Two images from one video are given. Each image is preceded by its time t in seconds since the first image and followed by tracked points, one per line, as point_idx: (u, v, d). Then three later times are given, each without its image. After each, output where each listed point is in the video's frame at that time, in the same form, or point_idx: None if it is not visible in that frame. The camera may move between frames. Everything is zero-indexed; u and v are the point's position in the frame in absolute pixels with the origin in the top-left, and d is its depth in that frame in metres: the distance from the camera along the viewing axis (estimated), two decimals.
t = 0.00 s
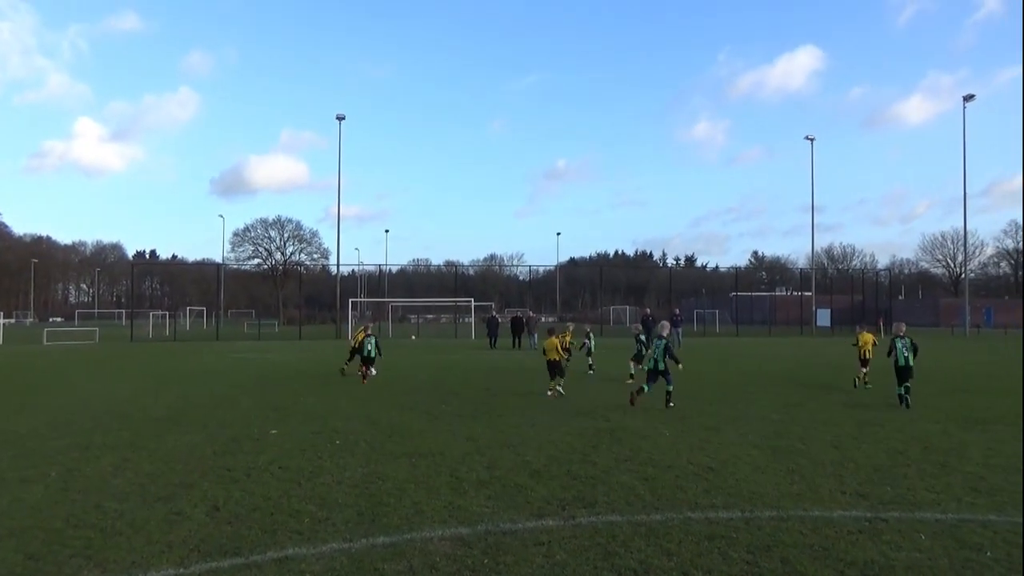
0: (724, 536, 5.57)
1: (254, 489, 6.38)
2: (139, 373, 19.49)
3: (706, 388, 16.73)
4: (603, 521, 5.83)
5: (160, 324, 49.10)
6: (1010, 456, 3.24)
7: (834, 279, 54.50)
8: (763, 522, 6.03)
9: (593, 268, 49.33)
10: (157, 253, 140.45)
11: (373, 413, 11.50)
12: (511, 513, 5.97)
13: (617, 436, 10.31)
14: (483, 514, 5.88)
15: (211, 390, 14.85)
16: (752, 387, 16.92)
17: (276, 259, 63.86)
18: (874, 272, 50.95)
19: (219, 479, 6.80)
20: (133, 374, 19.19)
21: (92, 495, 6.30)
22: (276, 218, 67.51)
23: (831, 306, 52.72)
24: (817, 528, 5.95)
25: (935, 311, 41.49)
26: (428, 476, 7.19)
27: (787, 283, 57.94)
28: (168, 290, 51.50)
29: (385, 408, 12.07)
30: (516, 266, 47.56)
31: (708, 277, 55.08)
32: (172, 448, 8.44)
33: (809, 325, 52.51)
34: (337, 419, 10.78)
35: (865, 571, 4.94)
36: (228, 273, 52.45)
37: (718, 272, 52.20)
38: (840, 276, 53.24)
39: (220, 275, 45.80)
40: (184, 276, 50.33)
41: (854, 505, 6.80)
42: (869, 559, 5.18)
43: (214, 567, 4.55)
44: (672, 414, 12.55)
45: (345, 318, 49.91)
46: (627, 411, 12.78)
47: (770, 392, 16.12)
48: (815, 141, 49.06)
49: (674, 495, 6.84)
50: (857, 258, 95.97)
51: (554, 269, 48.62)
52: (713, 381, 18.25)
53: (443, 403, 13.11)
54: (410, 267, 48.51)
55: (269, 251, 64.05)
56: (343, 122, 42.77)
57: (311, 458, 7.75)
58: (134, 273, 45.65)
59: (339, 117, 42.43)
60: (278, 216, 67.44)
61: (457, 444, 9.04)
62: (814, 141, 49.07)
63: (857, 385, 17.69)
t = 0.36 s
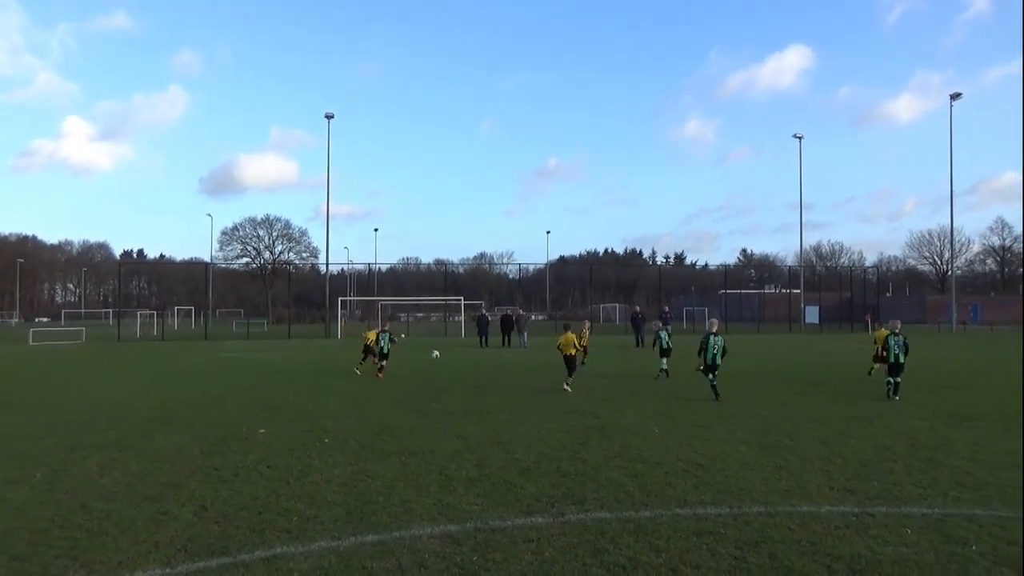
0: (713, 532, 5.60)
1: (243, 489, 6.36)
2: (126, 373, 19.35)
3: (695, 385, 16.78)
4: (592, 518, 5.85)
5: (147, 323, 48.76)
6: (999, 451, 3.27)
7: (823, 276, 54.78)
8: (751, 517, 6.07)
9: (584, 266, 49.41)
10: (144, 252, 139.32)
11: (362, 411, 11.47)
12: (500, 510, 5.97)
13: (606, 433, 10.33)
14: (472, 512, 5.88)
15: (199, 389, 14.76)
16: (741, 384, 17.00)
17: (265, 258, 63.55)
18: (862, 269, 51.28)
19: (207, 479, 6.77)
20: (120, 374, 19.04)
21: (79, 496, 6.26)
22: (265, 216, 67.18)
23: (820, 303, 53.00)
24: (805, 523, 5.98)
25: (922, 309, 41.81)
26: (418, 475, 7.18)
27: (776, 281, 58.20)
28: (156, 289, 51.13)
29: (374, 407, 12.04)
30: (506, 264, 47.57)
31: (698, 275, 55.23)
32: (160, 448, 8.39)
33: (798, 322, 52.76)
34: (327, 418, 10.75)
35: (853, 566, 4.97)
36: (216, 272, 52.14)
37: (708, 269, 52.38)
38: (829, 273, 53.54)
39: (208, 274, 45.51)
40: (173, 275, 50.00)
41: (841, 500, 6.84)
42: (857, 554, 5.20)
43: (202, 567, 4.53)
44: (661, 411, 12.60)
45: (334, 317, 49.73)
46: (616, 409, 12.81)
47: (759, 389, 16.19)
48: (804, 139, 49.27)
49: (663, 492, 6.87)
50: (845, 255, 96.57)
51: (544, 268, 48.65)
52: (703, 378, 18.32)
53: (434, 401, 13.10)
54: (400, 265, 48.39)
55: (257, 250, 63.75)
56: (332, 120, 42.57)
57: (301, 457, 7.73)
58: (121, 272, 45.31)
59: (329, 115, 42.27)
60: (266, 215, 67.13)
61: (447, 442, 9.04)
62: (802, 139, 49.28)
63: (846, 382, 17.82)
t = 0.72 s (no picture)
0: (678, 519, 5.68)
1: (208, 482, 6.29)
2: (89, 367, 18.93)
3: (663, 375, 16.94)
4: (559, 507, 5.89)
5: (111, 316, 47.78)
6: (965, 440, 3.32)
7: (790, 267, 55.48)
8: (716, 504, 6.16)
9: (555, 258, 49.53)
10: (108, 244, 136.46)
11: (331, 404, 11.39)
12: (468, 501, 5.98)
13: (575, 423, 10.41)
14: (439, 503, 5.89)
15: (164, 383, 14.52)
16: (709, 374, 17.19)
17: (232, 249, 62.69)
18: (829, 260, 52.10)
19: (171, 473, 6.68)
20: (82, 368, 18.62)
21: (38, 492, 6.14)
22: (232, 207, 66.21)
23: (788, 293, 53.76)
24: (768, 509, 6.09)
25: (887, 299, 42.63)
26: (386, 466, 7.17)
27: (744, 272, 58.90)
28: (120, 281, 50.11)
29: (344, 399, 11.96)
30: (478, 255, 47.43)
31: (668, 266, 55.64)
32: (123, 443, 8.26)
33: (766, 312, 53.44)
34: (294, 410, 10.64)
35: (813, 550, 5.07)
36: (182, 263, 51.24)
37: (678, 261, 52.83)
38: (796, 264, 54.32)
39: (173, 265, 44.68)
40: (137, 267, 49.00)
41: (803, 486, 6.98)
42: (817, 539, 5.31)
43: (166, 561, 4.48)
44: (630, 402, 12.70)
45: (304, 308, 49.19)
46: (586, 399, 12.89)
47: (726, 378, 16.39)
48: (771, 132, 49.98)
49: (629, 480, 6.94)
50: (812, 246, 98.03)
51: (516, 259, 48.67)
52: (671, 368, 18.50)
53: (403, 393, 13.05)
54: (371, 257, 48.02)
55: (225, 241, 62.81)
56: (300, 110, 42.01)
57: (267, 450, 7.66)
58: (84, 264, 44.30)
59: (297, 105, 41.78)
60: (233, 206, 66.19)
61: (416, 433, 9.02)
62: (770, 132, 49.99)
63: (811, 371, 18.13)
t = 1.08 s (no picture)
0: (585, 493, 5.80)
1: (102, 472, 6.03)
2: None
3: (576, 354, 17.25)
4: (469, 485, 5.93)
5: None
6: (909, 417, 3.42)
7: (700, 249, 57.16)
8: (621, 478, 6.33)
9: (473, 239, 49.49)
10: None
11: (238, 388, 11.09)
12: (377, 482, 5.94)
13: (488, 403, 10.48)
14: (347, 485, 5.84)
15: (57, 369, 13.78)
16: (619, 352, 17.58)
17: (133, 229, 59.91)
18: (737, 242, 53.99)
19: (61, 463, 6.37)
20: None
21: None
22: (133, 185, 63.17)
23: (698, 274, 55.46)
24: (671, 481, 6.29)
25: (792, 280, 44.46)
26: (295, 450, 7.05)
27: (657, 254, 60.40)
28: (8, 262, 47.08)
29: (252, 383, 11.67)
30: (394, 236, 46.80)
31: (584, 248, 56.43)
32: (9, 433, 7.81)
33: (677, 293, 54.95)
34: (198, 395, 10.30)
35: (711, 518, 5.29)
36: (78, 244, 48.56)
37: (594, 243, 53.69)
38: (706, 246, 56.06)
39: (69, 245, 42.31)
40: (28, 247, 46.16)
41: (704, 459, 7.25)
42: (715, 508, 5.53)
43: (53, 555, 4.28)
44: (543, 380, 12.86)
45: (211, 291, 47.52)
46: (498, 379, 12.99)
47: (634, 357, 16.82)
48: (684, 117, 51.20)
49: (539, 457, 7.05)
50: (722, 228, 101.32)
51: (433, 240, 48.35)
52: (584, 348, 18.84)
53: (315, 376, 12.83)
54: (283, 237, 46.78)
55: (125, 220, 59.95)
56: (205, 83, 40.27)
57: (167, 437, 7.40)
58: None
59: (203, 78, 40.05)
60: (134, 183, 63.17)
61: (326, 416, 8.89)
62: (682, 117, 51.19)
63: (718, 348, 18.82)
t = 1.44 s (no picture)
0: (527, 488, 5.81)
1: (27, 478, 5.80)
2: None
3: (522, 348, 17.26)
4: (411, 482, 5.89)
5: None
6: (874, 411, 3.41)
7: (648, 242, 57.92)
8: (564, 472, 6.36)
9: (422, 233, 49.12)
10: None
11: (176, 388, 10.81)
12: (317, 482, 5.85)
13: (433, 398, 10.41)
14: (286, 485, 5.74)
15: None
16: (566, 345, 17.66)
17: (68, 224, 57.88)
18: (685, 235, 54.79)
19: None
20: None
21: None
22: (67, 178, 61.02)
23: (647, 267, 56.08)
24: (613, 473, 6.36)
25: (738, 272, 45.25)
26: (232, 450, 6.89)
27: (606, 247, 60.91)
28: None
29: (191, 382, 11.39)
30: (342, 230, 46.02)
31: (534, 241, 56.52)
32: None
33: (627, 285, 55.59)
34: (132, 396, 10.00)
35: (651, 509, 5.35)
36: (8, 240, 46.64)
37: (543, 236, 53.85)
38: (655, 239, 56.77)
39: None
40: None
41: (646, 451, 7.33)
42: (655, 499, 5.60)
43: None
44: (489, 374, 12.86)
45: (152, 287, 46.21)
46: (444, 373, 12.95)
47: (581, 349, 16.92)
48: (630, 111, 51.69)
49: (482, 453, 7.03)
50: (670, 222, 102.62)
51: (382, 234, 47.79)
52: (532, 341, 18.89)
53: (256, 374, 12.60)
54: (228, 232, 45.72)
55: (59, 215, 57.89)
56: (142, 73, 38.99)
57: (99, 440, 7.16)
58: None
59: (140, 68, 38.82)
60: (68, 177, 61.02)
61: (267, 415, 8.72)
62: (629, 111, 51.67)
63: (663, 340, 19.08)
